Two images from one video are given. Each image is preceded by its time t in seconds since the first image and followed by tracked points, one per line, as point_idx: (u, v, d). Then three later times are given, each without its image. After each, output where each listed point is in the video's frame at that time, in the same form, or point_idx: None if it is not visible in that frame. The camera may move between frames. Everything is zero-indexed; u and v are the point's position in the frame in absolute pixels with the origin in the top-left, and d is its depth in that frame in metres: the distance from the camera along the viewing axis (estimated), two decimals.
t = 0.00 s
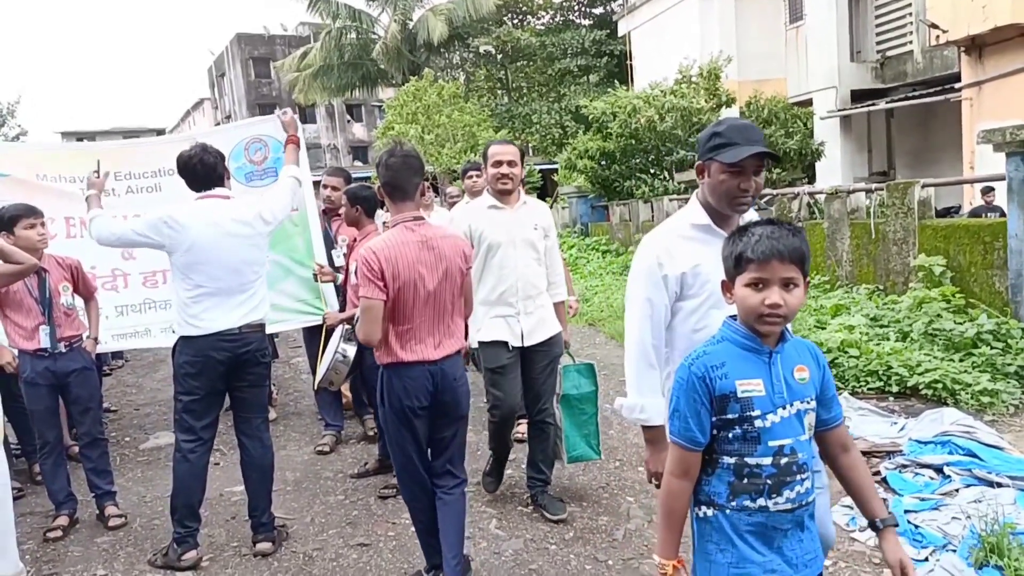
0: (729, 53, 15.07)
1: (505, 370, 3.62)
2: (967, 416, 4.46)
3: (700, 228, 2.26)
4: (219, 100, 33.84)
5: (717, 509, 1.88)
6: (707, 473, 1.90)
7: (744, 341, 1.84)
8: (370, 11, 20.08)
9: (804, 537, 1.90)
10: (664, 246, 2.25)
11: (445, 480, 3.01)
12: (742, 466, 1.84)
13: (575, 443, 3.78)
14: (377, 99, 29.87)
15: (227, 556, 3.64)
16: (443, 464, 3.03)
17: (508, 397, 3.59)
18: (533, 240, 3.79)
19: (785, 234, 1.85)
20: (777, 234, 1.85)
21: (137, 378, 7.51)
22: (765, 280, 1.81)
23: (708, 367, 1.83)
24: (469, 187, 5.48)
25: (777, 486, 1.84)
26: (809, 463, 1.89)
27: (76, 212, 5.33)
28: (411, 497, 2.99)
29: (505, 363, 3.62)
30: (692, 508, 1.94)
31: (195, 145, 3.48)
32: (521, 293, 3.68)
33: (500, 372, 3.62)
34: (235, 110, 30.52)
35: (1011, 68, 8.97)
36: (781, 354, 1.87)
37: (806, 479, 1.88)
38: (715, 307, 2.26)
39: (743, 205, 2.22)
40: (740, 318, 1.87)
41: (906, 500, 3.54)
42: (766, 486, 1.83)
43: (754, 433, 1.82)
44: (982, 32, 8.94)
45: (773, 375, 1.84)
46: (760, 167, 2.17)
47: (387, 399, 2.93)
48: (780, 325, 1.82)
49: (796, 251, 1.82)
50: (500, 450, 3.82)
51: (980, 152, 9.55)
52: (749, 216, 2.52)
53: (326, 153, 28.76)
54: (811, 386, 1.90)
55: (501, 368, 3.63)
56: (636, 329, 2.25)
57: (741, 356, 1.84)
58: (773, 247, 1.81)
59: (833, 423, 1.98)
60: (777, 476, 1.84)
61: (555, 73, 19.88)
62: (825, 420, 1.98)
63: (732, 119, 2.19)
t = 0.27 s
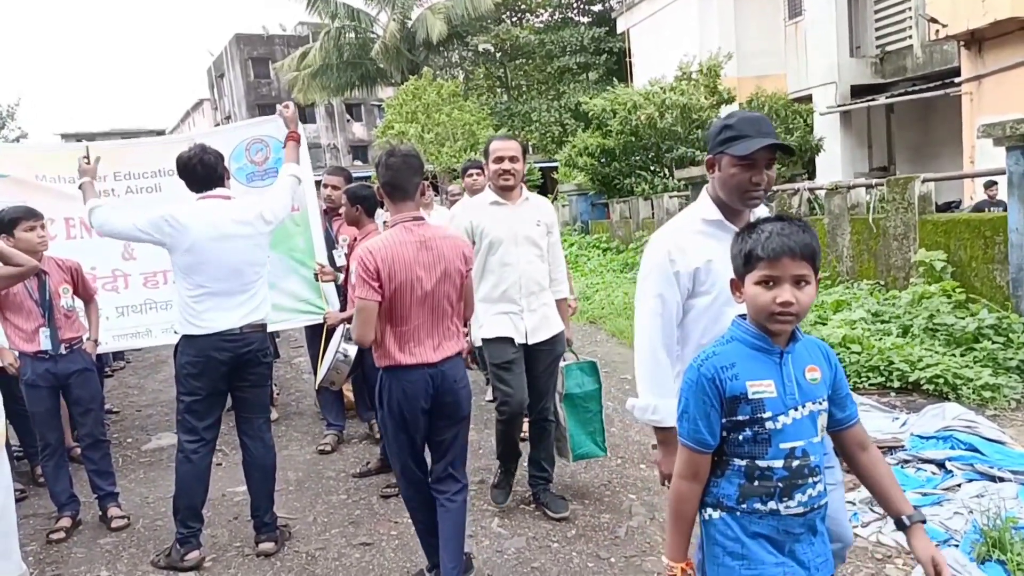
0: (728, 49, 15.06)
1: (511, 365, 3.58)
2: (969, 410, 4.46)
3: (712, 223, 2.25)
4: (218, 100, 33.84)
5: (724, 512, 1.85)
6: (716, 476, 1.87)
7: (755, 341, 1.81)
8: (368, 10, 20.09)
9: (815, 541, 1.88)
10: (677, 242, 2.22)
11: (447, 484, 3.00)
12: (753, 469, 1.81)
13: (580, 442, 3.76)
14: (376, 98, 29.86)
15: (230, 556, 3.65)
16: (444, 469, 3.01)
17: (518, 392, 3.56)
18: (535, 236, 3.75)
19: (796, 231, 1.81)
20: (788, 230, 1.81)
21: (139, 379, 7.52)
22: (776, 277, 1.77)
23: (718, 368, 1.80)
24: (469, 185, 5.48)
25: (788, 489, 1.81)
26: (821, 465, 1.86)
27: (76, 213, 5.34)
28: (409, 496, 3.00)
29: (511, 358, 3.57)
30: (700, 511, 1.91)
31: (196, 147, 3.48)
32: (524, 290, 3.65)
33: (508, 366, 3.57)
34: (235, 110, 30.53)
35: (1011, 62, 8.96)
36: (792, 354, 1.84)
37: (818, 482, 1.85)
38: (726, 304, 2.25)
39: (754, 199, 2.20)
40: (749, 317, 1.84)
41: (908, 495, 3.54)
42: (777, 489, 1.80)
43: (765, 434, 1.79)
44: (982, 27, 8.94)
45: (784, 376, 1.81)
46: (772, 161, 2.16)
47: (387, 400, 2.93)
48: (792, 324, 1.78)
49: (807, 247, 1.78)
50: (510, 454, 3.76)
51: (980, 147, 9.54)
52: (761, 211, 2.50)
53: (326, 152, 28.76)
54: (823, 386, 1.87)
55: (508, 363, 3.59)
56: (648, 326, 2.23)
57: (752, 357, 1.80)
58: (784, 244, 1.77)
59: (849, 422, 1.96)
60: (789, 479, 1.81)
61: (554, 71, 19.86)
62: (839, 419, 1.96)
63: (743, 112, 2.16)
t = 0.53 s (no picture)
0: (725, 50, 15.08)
1: (516, 364, 3.53)
2: (968, 409, 4.45)
3: (721, 224, 2.24)
4: (216, 104, 33.83)
5: (734, 522, 1.82)
6: (725, 484, 1.84)
7: (763, 346, 1.78)
8: (366, 13, 20.11)
9: (826, 550, 1.85)
10: (685, 244, 2.20)
11: (446, 494, 2.98)
12: (763, 477, 1.78)
13: (585, 443, 3.80)
14: (374, 100, 29.87)
15: (229, 559, 3.64)
16: (444, 475, 2.99)
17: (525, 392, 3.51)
18: (536, 236, 3.72)
19: (804, 232, 1.81)
20: (796, 231, 1.80)
21: (138, 383, 7.51)
22: (785, 279, 1.76)
23: (725, 374, 1.77)
24: (468, 186, 5.48)
25: (799, 498, 1.78)
26: (832, 472, 1.83)
27: (73, 216, 5.33)
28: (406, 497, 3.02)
29: (516, 357, 3.53)
30: (708, 520, 1.88)
31: (195, 150, 3.48)
32: (525, 291, 3.61)
33: (514, 366, 3.53)
34: (233, 113, 30.52)
35: (1007, 61, 8.97)
36: (800, 359, 1.81)
37: (828, 490, 1.82)
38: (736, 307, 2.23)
39: (765, 198, 2.19)
40: (757, 320, 1.82)
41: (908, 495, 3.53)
42: (787, 498, 1.78)
43: (774, 441, 1.76)
44: (978, 26, 8.96)
45: (793, 381, 1.78)
46: (782, 159, 2.16)
47: (385, 405, 2.93)
48: (801, 327, 1.76)
49: (816, 248, 1.78)
50: (515, 464, 3.67)
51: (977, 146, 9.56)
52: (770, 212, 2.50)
53: (324, 155, 28.75)
54: (833, 391, 1.84)
55: (513, 362, 3.54)
56: (658, 331, 2.21)
57: (759, 362, 1.78)
58: (793, 245, 1.76)
59: (860, 427, 1.94)
60: (799, 487, 1.78)
61: (551, 72, 19.87)
62: (851, 424, 1.94)
63: (752, 111, 2.16)
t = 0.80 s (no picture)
0: (720, 48, 15.09)
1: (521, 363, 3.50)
2: (966, 404, 4.46)
3: (731, 224, 2.22)
4: (211, 105, 33.78)
5: (747, 531, 1.82)
6: (735, 493, 1.83)
7: (769, 350, 1.77)
8: (360, 13, 20.10)
9: (838, 557, 1.85)
10: (696, 245, 2.19)
11: (445, 498, 2.97)
12: (773, 485, 1.77)
13: (587, 445, 3.70)
14: (369, 101, 29.84)
15: (228, 562, 3.63)
16: (444, 480, 2.98)
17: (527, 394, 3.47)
18: (536, 236, 3.69)
19: (813, 232, 1.79)
20: (804, 232, 1.78)
21: (136, 386, 7.49)
22: (794, 280, 1.74)
23: (731, 380, 1.75)
24: (464, 186, 5.48)
25: (811, 505, 1.78)
26: (843, 478, 1.83)
27: (68, 217, 5.32)
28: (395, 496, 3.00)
29: (521, 357, 3.50)
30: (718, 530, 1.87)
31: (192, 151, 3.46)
32: (526, 292, 3.58)
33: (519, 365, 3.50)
34: (228, 115, 30.47)
35: (1002, 56, 8.98)
36: (808, 362, 1.81)
37: (840, 496, 1.82)
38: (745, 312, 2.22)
39: (776, 196, 2.19)
40: (764, 324, 1.80)
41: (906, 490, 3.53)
42: (800, 506, 1.77)
43: (784, 448, 1.75)
44: (973, 22, 8.98)
45: (802, 386, 1.77)
46: (794, 156, 2.15)
47: (381, 407, 2.92)
48: (809, 329, 1.75)
49: (825, 249, 1.76)
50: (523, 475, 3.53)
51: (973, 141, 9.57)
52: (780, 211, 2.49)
53: (321, 156, 28.71)
54: (841, 394, 1.84)
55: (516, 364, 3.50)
56: (666, 335, 2.19)
57: (766, 367, 1.77)
58: (802, 245, 1.75)
59: (871, 430, 1.93)
60: (811, 495, 1.77)
61: (547, 71, 19.73)
62: (862, 427, 1.92)
63: (761, 108, 2.17)
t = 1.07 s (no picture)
0: (708, 45, 15.14)
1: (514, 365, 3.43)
2: (950, 399, 4.50)
3: (734, 224, 2.22)
4: (198, 101, 33.54)
5: (747, 540, 1.81)
6: (733, 501, 1.82)
7: (764, 353, 1.76)
8: (348, 9, 20.02)
9: (841, 562, 1.84)
10: (698, 245, 2.19)
11: (436, 497, 2.95)
12: (773, 491, 1.76)
13: (581, 441, 3.73)
14: (357, 97, 29.74)
15: (216, 560, 3.62)
16: (433, 479, 2.96)
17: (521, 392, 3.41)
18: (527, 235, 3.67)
19: (809, 233, 1.78)
20: (801, 232, 1.78)
21: (122, 384, 7.43)
22: (789, 282, 1.73)
23: (727, 385, 1.74)
24: (453, 182, 5.46)
25: (812, 511, 1.77)
26: (843, 482, 1.83)
27: (52, 212, 5.27)
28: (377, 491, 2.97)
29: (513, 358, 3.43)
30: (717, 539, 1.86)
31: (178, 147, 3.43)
32: (519, 291, 3.54)
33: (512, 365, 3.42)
34: (215, 111, 30.28)
35: (987, 54, 9.05)
36: (803, 365, 1.80)
37: (841, 501, 1.82)
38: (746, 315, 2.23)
39: (778, 195, 2.19)
40: (759, 327, 1.79)
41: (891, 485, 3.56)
42: (801, 512, 1.76)
43: (782, 454, 1.74)
44: (958, 19, 9.05)
45: (798, 389, 1.77)
46: (796, 156, 2.15)
47: (366, 404, 2.91)
48: (805, 332, 1.73)
49: (821, 251, 1.75)
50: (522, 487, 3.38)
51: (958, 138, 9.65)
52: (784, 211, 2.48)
53: (309, 153, 28.58)
54: (837, 396, 1.84)
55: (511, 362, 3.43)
56: (667, 337, 2.19)
57: (761, 371, 1.75)
58: (798, 246, 1.74)
59: (867, 430, 1.93)
60: (812, 500, 1.77)
61: (536, 68, 19.58)
62: (857, 429, 1.93)
63: (763, 107, 2.19)
